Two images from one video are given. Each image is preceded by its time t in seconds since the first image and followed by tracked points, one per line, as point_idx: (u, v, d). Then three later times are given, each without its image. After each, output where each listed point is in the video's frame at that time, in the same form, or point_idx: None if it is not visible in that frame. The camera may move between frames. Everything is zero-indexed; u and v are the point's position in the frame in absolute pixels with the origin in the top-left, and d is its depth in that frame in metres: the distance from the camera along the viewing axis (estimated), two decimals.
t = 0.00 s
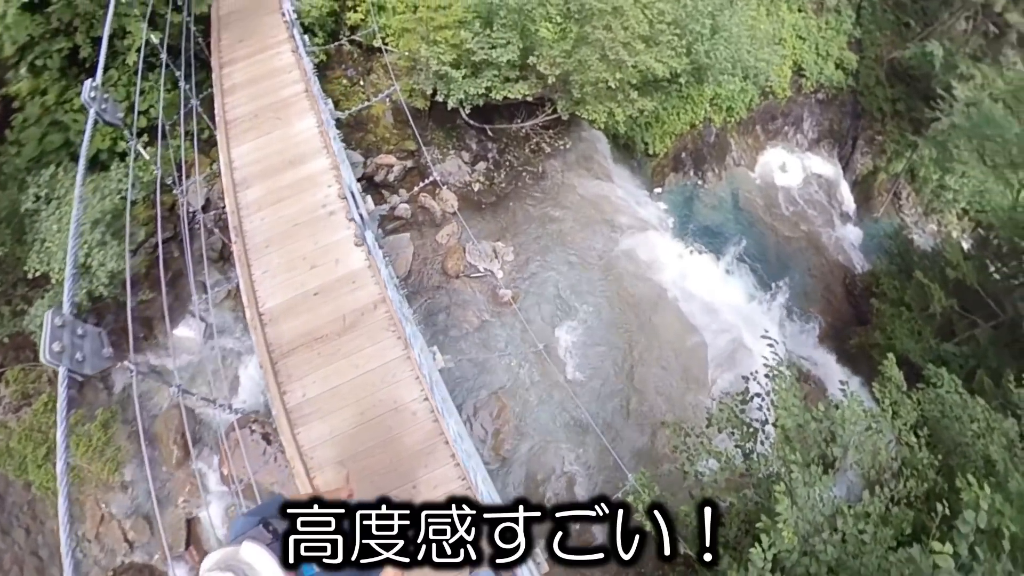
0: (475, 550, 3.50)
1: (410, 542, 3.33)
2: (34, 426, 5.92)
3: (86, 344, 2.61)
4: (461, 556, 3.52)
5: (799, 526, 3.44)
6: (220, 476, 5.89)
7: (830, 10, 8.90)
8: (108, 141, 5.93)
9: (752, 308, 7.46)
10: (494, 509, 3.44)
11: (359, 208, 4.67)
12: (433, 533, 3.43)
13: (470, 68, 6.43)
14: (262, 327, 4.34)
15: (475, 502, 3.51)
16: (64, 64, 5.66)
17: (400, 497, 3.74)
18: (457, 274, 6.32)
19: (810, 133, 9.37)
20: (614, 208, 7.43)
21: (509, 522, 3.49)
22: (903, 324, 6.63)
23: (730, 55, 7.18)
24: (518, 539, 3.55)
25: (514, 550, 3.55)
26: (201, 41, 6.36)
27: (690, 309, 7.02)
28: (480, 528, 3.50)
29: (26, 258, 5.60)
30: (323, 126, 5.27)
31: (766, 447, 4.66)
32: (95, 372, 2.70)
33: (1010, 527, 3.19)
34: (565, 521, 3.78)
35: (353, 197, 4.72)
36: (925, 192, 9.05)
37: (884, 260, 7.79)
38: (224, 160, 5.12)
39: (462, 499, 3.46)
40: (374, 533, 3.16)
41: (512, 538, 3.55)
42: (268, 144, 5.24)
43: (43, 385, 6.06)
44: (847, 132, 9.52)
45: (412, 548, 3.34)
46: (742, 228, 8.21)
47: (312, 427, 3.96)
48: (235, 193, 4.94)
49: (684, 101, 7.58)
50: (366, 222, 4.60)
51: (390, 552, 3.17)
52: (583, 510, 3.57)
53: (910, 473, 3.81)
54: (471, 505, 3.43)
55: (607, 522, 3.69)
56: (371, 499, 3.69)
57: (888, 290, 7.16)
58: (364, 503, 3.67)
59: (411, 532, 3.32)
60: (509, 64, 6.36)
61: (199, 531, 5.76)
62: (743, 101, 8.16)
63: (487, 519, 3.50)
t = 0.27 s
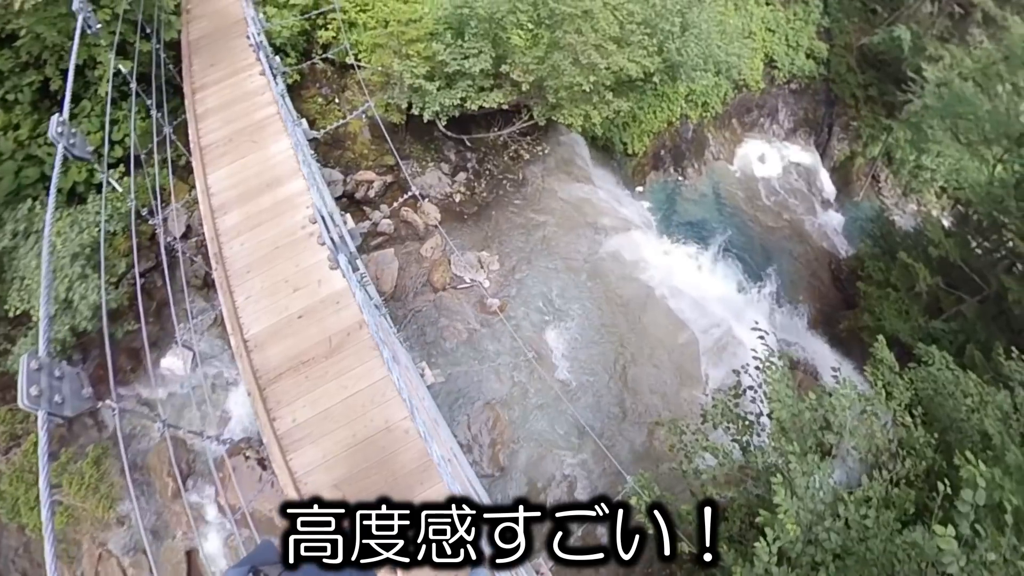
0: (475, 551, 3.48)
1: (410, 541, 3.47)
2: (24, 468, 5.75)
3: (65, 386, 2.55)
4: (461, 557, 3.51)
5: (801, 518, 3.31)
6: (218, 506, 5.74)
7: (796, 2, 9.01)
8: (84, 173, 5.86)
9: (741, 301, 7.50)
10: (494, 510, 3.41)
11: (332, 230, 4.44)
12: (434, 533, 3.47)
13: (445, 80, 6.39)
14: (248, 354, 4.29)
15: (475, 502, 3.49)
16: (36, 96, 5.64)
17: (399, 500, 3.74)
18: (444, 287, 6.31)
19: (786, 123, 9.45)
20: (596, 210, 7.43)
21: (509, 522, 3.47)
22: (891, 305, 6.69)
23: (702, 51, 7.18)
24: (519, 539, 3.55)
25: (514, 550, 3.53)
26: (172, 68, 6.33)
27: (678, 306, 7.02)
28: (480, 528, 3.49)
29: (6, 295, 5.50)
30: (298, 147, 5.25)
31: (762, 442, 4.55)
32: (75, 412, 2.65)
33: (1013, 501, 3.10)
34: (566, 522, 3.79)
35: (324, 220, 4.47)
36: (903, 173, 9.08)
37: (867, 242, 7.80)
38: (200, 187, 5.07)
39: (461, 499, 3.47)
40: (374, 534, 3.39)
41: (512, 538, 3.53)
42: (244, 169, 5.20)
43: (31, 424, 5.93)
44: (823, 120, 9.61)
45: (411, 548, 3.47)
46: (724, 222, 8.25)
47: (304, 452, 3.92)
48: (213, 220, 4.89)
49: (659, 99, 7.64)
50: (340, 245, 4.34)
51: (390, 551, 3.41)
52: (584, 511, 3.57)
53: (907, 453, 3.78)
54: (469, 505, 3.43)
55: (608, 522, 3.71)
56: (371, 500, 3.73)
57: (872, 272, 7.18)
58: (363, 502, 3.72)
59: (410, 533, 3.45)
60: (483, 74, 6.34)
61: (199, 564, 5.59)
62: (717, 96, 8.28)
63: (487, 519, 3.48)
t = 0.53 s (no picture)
0: (476, 550, 3.52)
1: (410, 542, 3.57)
2: (16, 511, 5.66)
3: (53, 429, 2.49)
4: (461, 557, 3.54)
5: (803, 506, 3.23)
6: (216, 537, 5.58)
7: None
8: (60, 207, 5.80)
9: (727, 294, 7.52)
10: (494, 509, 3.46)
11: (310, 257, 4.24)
12: (434, 533, 3.53)
13: (420, 94, 6.32)
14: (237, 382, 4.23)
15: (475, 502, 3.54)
16: (9, 132, 5.61)
17: (400, 501, 3.78)
18: (431, 301, 6.28)
19: (761, 116, 9.54)
20: (579, 214, 7.45)
21: (509, 522, 3.54)
22: (876, 288, 6.69)
23: (674, 51, 7.17)
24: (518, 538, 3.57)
25: (514, 550, 3.56)
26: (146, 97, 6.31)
27: (666, 304, 7.03)
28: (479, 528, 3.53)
29: None
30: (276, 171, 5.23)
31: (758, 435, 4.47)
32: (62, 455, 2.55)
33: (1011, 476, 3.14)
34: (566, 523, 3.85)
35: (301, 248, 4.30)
36: (879, 158, 9.18)
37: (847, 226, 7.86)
38: (179, 216, 5.01)
39: (461, 499, 3.50)
40: (374, 533, 3.53)
41: (512, 538, 3.58)
42: (223, 195, 5.16)
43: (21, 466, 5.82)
44: (796, 110, 9.71)
45: (412, 548, 3.55)
46: (705, 217, 8.29)
47: (300, 478, 3.86)
48: (194, 248, 4.84)
49: (634, 99, 7.68)
50: (321, 271, 4.16)
51: (390, 551, 3.53)
52: (584, 511, 3.57)
53: (902, 435, 3.75)
54: (470, 504, 3.47)
55: (608, 521, 3.75)
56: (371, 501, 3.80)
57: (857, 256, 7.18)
58: (364, 503, 3.78)
59: (410, 533, 3.57)
60: (458, 85, 6.27)
61: None
62: (691, 93, 8.35)
63: (487, 519, 3.52)
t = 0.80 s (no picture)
0: (476, 550, 3.50)
1: (409, 541, 3.60)
2: (9, 556, 5.53)
3: (46, 479, 2.46)
4: (461, 557, 3.54)
5: (804, 498, 3.20)
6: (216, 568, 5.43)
7: None
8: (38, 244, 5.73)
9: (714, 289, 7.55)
10: (494, 510, 3.43)
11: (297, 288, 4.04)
12: (434, 533, 3.51)
13: (396, 109, 6.29)
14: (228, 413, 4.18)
15: (474, 502, 3.52)
16: None
17: (400, 501, 3.83)
18: (420, 315, 6.26)
19: (735, 110, 9.64)
20: (562, 219, 7.46)
21: (509, 522, 3.51)
22: (860, 273, 6.75)
23: (646, 53, 7.16)
24: (519, 539, 3.52)
25: (514, 550, 3.51)
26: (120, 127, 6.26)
27: (655, 303, 7.04)
28: (479, 528, 3.53)
29: None
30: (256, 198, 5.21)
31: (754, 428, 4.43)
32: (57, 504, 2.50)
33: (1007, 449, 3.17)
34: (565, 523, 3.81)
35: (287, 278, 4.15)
36: (853, 143, 9.28)
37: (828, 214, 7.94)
38: (160, 247, 4.97)
39: (460, 499, 3.49)
40: (374, 533, 3.59)
41: (512, 538, 3.53)
42: (203, 224, 5.13)
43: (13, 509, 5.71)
44: (769, 102, 9.82)
45: (412, 548, 3.58)
46: (686, 214, 8.35)
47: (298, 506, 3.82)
48: (176, 279, 4.79)
49: (610, 102, 7.72)
50: (309, 303, 3.96)
51: (389, 551, 3.61)
52: (584, 512, 3.56)
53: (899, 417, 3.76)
54: (470, 505, 3.45)
55: (608, 523, 3.70)
56: (372, 501, 3.86)
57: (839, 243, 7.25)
58: (364, 503, 3.84)
59: (410, 532, 3.60)
60: (433, 98, 6.22)
61: None
62: (666, 92, 8.39)
63: (487, 520, 3.51)
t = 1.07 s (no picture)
0: (475, 550, 3.52)
1: (409, 541, 3.59)
2: None
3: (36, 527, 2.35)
4: (461, 557, 3.51)
5: (805, 489, 3.20)
6: None
7: None
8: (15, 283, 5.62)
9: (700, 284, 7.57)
10: (495, 509, 3.45)
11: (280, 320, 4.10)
12: (434, 533, 3.51)
13: (373, 125, 6.23)
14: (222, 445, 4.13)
15: (474, 502, 3.53)
16: None
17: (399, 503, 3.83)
18: (409, 331, 6.20)
19: (709, 106, 9.74)
20: (545, 225, 7.47)
21: (509, 522, 3.55)
22: (842, 258, 6.77)
23: (619, 56, 7.12)
24: (518, 538, 3.59)
25: (514, 550, 3.61)
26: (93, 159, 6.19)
27: (643, 303, 7.06)
28: (479, 527, 3.54)
29: None
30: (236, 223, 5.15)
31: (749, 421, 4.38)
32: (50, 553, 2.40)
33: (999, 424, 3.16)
34: (565, 523, 3.80)
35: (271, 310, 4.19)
36: (827, 131, 9.38)
37: (807, 201, 7.98)
38: (142, 279, 4.91)
39: (461, 499, 3.51)
40: (374, 534, 3.60)
41: (512, 538, 3.61)
42: (183, 253, 5.07)
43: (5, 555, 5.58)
44: (743, 96, 9.93)
45: (412, 548, 3.58)
46: (668, 212, 8.39)
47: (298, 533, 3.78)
48: (160, 311, 4.74)
49: (585, 105, 7.73)
50: (293, 333, 4.05)
51: (390, 551, 3.62)
52: (584, 512, 3.56)
53: (891, 401, 3.77)
54: (470, 504, 3.47)
55: (608, 523, 3.69)
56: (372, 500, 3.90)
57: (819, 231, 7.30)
58: (364, 502, 3.89)
59: (410, 532, 3.58)
60: (409, 112, 6.15)
61: None
62: (640, 92, 8.45)
63: (487, 519, 3.51)
